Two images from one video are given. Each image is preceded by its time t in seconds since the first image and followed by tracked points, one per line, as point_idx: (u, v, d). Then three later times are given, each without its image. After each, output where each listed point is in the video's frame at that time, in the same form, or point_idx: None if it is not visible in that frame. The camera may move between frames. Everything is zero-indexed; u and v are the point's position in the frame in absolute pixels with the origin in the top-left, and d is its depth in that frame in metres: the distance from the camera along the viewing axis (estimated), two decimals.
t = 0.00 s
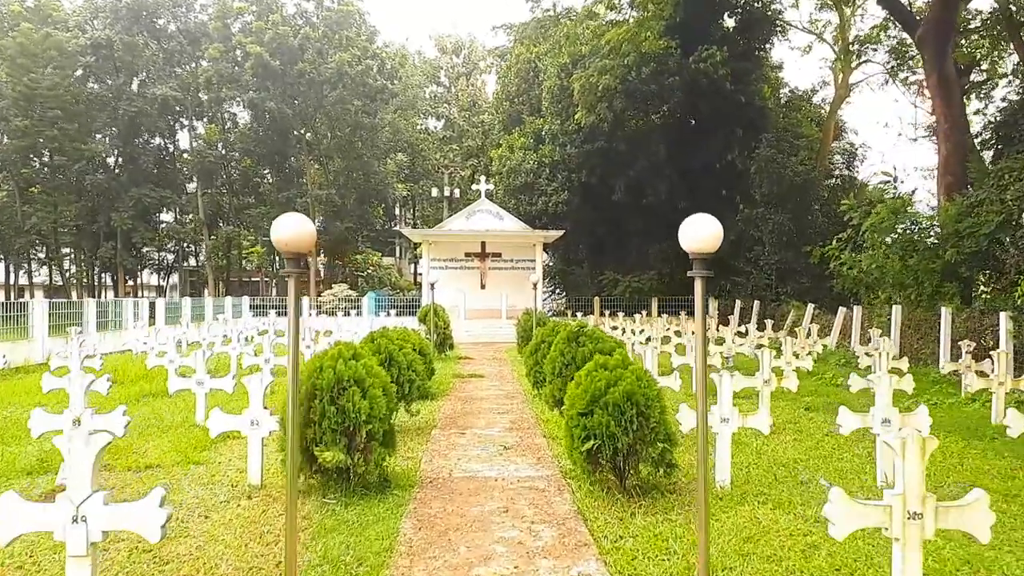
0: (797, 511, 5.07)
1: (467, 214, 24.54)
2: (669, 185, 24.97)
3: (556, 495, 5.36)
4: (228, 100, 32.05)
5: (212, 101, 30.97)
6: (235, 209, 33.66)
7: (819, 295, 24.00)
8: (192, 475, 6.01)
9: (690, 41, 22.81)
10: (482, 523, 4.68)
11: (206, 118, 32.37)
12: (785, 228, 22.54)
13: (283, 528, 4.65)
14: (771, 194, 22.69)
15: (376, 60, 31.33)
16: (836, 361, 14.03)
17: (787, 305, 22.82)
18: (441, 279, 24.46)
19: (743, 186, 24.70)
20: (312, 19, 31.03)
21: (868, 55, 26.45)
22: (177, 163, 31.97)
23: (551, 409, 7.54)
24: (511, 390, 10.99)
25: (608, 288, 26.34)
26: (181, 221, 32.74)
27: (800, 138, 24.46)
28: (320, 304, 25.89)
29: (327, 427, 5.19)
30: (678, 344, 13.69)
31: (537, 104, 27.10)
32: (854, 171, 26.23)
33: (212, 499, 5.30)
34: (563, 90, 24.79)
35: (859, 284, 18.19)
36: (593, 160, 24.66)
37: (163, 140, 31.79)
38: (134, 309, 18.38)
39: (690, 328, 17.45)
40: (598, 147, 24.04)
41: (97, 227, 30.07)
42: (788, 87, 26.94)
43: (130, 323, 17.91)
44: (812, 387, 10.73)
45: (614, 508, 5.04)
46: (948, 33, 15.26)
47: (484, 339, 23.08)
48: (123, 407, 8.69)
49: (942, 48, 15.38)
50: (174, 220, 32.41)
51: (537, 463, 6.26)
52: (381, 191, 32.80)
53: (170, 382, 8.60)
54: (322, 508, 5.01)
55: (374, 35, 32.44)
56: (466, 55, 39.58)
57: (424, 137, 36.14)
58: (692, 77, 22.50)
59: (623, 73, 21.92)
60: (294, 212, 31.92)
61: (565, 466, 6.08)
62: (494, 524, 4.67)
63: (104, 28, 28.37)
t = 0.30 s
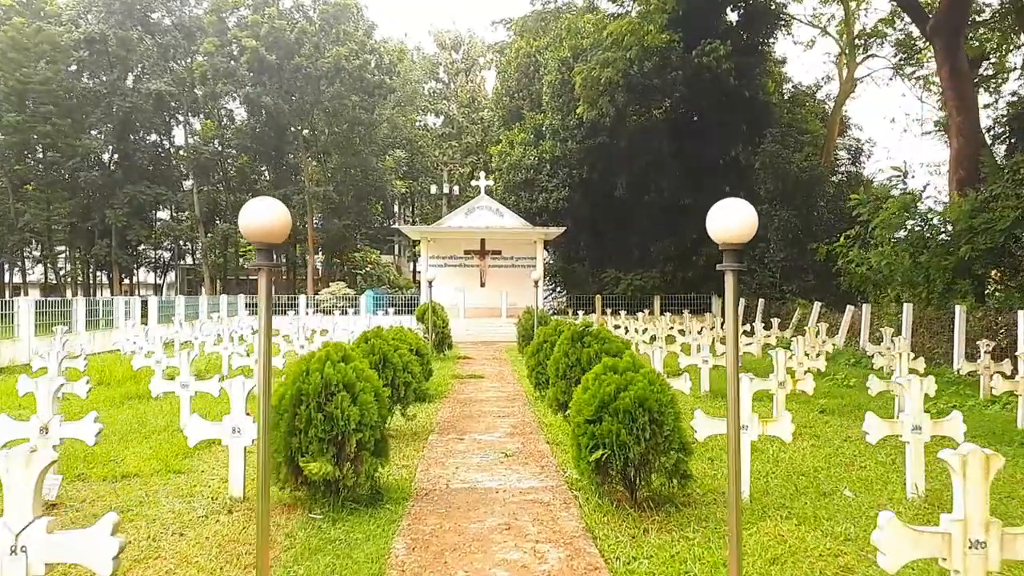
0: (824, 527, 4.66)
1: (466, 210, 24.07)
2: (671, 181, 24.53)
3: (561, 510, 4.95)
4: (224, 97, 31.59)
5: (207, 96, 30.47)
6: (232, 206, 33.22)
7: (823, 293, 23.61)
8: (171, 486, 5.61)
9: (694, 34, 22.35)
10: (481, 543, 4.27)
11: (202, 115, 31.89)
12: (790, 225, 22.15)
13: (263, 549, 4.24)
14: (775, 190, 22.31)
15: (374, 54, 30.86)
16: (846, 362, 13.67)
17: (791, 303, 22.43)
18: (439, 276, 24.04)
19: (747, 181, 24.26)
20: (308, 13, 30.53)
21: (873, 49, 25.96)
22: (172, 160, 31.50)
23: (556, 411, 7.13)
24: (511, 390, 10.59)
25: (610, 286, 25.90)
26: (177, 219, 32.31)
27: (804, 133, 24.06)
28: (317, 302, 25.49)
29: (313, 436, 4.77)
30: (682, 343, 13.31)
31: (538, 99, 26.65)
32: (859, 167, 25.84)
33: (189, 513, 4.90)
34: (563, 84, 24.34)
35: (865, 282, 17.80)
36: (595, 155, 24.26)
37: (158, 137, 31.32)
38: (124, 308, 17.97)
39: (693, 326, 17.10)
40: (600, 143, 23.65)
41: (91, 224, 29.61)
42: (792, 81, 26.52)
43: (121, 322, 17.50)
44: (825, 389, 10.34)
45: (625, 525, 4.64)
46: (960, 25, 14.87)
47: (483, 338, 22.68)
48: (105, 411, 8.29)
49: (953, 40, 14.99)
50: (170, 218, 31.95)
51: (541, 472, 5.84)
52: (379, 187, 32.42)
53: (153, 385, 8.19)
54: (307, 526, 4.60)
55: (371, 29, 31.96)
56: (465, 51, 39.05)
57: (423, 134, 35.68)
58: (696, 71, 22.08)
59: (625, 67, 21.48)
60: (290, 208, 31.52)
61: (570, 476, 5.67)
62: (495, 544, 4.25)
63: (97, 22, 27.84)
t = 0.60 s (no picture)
0: (854, 545, 4.27)
1: (466, 210, 23.65)
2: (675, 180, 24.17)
3: (567, 526, 4.56)
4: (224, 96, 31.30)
5: (206, 96, 30.13)
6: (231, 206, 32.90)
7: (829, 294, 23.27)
8: (148, 498, 5.22)
9: (697, 33, 21.95)
10: (480, 566, 3.89)
11: (201, 115, 31.57)
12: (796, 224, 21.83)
13: (240, 571, 3.86)
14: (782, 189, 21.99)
15: (374, 54, 30.55)
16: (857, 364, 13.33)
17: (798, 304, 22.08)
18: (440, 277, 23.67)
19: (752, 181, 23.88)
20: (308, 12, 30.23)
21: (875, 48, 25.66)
22: (171, 160, 31.17)
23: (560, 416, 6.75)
24: (514, 393, 10.24)
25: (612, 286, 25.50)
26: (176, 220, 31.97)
27: (810, 132, 23.72)
28: (317, 303, 25.16)
29: (296, 447, 4.40)
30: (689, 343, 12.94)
31: (539, 98, 26.33)
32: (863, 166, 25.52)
33: (164, 528, 4.54)
34: (566, 83, 24.01)
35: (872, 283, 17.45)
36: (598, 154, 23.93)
37: (157, 137, 30.98)
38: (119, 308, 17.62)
39: (698, 327, 16.74)
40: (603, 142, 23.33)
41: (90, 225, 29.25)
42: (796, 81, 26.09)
43: (115, 322, 17.14)
44: (839, 392, 9.97)
45: (636, 544, 4.25)
46: (967, 21, 14.43)
47: (484, 339, 22.32)
48: (89, 417, 7.96)
49: (962, 36, 14.53)
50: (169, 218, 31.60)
51: (543, 483, 5.46)
52: (380, 185, 32.34)
53: (137, 390, 7.81)
54: (291, 545, 4.23)
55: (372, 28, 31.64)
56: (466, 52, 38.58)
57: (424, 134, 35.34)
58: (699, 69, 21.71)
59: (629, 65, 21.12)
60: (290, 210, 31.32)
61: (576, 487, 5.29)
62: (494, 567, 3.87)
63: (95, 22, 27.49)
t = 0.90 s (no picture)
0: None
1: (465, 208, 23.20)
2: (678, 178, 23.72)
3: (575, 557, 4.11)
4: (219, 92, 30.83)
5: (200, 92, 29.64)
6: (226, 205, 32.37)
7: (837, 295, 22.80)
8: (116, 522, 4.76)
9: (702, 27, 21.62)
10: None
11: (196, 111, 31.06)
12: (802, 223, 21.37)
13: None
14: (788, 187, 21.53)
15: (372, 49, 30.10)
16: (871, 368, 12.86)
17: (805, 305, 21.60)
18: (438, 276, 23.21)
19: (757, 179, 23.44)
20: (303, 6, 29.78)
21: (886, 41, 25.07)
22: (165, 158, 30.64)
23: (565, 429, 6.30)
24: (515, 400, 9.77)
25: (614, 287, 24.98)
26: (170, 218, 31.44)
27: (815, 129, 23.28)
28: (312, 303, 24.66)
29: (274, 469, 3.95)
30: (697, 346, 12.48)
31: (540, 93, 25.87)
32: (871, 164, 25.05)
33: (127, 557, 4.11)
34: (567, 78, 23.55)
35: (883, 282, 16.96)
36: (600, 151, 23.48)
37: (151, 134, 30.45)
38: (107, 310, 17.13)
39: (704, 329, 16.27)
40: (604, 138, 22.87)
41: (81, 224, 28.66)
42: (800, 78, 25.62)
43: (102, 324, 16.64)
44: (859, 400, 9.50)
45: None
46: (987, 12, 14.01)
47: (484, 341, 21.86)
48: (65, 427, 7.52)
49: (980, 27, 14.12)
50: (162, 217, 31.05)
51: (549, 505, 5.00)
52: (374, 183, 31.20)
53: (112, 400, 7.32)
54: None
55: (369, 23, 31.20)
56: (465, 48, 38.30)
57: (423, 132, 34.85)
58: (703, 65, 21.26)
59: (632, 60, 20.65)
60: (285, 207, 30.14)
61: (584, 510, 4.84)
62: None
63: (86, 16, 26.98)
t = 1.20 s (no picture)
0: None
1: (464, 205, 22.74)
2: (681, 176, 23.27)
3: None
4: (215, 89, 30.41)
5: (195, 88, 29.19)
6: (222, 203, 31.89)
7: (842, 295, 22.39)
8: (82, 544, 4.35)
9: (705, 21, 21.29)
10: None
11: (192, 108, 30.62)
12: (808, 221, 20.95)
13: None
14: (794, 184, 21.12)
15: (370, 45, 29.70)
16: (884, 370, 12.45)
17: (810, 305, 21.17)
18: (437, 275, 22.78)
19: (762, 176, 23.04)
20: None
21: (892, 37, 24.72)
22: (160, 155, 30.17)
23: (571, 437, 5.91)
24: (516, 405, 9.36)
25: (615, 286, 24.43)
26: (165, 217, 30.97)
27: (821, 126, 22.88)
28: (309, 302, 24.22)
29: (252, 489, 3.54)
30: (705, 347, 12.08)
31: (541, 89, 25.47)
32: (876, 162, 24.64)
33: None
34: (568, 73, 23.14)
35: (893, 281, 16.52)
36: (602, 148, 23.07)
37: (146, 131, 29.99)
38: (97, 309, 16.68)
39: (710, 330, 15.83)
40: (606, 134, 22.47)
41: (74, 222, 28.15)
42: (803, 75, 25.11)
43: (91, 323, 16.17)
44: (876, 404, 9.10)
45: None
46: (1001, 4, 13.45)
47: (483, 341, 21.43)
48: (41, 433, 7.11)
49: (995, 20, 13.55)
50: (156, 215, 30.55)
51: (555, 525, 4.58)
52: (374, 181, 30.72)
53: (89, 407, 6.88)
54: None
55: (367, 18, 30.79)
56: (465, 44, 38.00)
57: (422, 129, 34.45)
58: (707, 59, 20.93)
59: (635, 54, 20.24)
60: (280, 205, 29.86)
61: (595, 530, 4.43)
62: None
63: (79, 10, 26.50)
